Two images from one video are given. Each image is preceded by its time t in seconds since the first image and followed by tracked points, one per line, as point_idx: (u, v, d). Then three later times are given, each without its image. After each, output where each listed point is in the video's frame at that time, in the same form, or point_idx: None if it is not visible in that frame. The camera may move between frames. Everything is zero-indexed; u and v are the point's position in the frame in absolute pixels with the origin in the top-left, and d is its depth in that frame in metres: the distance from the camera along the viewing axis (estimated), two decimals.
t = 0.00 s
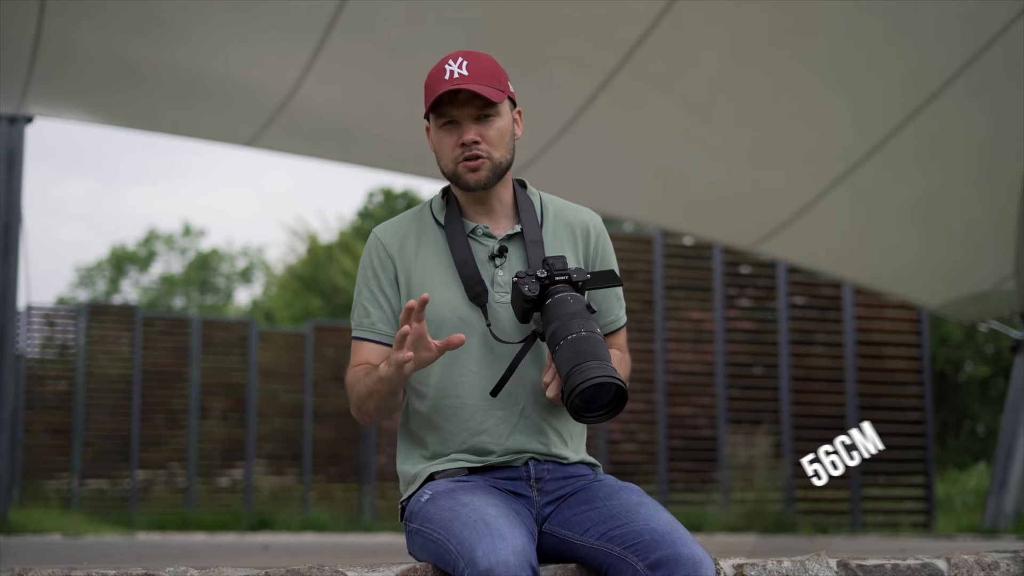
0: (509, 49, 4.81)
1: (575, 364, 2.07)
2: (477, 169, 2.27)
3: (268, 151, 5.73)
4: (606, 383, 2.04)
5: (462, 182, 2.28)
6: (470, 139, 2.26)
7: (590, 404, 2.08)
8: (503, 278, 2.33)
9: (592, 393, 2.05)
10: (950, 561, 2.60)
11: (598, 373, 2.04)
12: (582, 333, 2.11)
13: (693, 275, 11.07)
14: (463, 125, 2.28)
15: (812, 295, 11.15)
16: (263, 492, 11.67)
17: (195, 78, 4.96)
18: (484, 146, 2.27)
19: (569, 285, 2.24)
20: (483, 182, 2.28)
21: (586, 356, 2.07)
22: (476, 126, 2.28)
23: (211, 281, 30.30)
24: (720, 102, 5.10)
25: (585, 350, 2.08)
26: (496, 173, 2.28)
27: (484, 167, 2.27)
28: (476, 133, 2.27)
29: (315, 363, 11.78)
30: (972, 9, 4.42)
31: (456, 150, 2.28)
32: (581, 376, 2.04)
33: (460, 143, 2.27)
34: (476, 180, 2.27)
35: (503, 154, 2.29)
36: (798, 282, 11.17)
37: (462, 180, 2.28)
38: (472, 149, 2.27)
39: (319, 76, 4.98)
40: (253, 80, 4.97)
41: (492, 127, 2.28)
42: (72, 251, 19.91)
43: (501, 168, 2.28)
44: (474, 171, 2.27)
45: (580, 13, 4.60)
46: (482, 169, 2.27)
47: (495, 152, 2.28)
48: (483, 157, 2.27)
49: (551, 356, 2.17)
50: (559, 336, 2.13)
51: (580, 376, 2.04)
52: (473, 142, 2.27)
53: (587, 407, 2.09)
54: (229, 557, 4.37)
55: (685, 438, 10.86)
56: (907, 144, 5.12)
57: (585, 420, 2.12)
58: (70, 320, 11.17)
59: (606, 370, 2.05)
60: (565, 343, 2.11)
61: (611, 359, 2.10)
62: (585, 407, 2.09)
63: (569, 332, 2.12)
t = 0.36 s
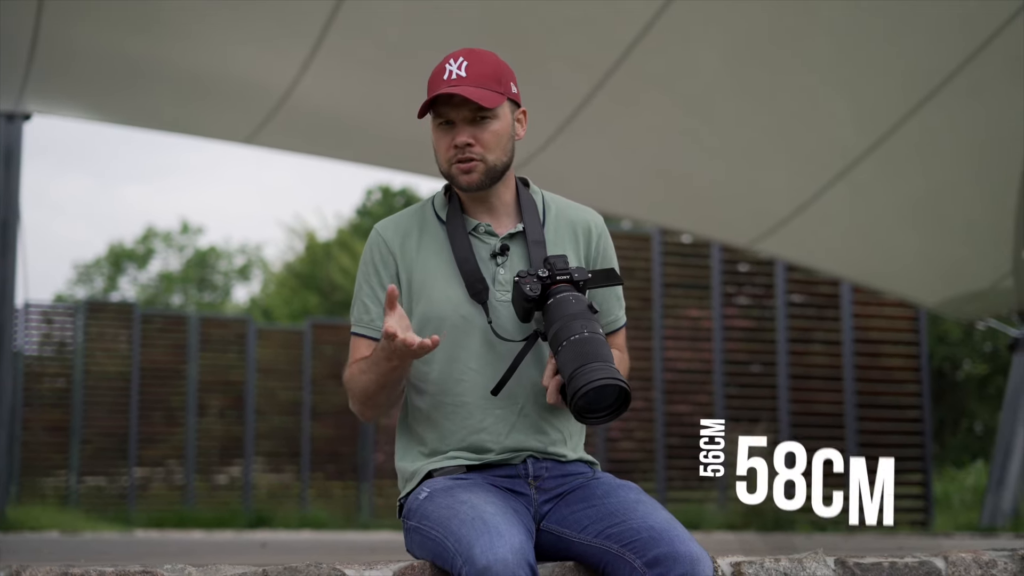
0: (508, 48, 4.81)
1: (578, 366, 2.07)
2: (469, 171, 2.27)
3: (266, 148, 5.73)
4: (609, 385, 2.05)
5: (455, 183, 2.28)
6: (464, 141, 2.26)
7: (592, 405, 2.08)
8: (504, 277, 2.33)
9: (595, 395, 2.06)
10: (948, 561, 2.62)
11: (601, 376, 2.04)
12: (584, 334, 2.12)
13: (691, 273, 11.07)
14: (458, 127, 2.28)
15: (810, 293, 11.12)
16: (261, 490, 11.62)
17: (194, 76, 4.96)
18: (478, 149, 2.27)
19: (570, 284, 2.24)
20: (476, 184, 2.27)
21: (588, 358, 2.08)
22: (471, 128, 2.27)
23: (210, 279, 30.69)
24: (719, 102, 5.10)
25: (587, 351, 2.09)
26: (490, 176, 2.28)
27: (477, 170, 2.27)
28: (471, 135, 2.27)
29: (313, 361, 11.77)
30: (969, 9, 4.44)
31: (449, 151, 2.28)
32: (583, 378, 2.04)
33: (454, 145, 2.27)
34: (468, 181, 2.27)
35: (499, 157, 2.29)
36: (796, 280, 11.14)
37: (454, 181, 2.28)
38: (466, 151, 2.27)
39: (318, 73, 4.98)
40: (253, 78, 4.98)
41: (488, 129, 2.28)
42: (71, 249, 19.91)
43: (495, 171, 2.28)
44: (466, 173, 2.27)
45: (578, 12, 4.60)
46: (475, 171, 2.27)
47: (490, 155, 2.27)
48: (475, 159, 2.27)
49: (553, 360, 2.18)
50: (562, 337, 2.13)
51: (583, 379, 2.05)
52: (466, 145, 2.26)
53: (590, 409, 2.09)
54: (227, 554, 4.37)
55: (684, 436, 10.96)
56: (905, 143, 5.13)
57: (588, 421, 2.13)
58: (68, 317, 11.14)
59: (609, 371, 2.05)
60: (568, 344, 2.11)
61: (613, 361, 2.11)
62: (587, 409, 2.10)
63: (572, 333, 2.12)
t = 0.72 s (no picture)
0: (508, 47, 4.81)
1: (573, 361, 2.07)
2: (473, 169, 2.26)
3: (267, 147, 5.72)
4: (602, 384, 2.05)
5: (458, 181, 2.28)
6: (468, 140, 2.26)
7: (584, 401, 2.09)
8: (505, 277, 2.33)
9: (588, 392, 2.06)
10: (949, 559, 2.63)
11: (596, 373, 2.05)
12: (585, 332, 2.12)
13: (691, 272, 11.06)
14: (463, 125, 2.28)
15: (810, 292, 11.12)
16: (261, 488, 11.63)
17: (194, 74, 4.96)
18: (482, 147, 2.27)
19: (579, 283, 2.25)
20: (479, 182, 2.27)
21: (586, 355, 2.08)
22: (477, 127, 2.27)
23: (210, 277, 30.62)
24: (719, 101, 5.10)
25: (586, 348, 2.09)
26: (492, 175, 2.28)
27: (480, 168, 2.26)
28: (476, 134, 2.26)
29: (313, 359, 11.82)
30: (968, 8, 4.45)
31: (454, 149, 2.27)
32: (578, 375, 2.05)
33: (459, 142, 2.27)
34: (470, 179, 2.27)
35: (503, 156, 2.29)
36: (796, 278, 11.14)
37: (456, 178, 2.27)
38: (470, 149, 2.27)
39: (318, 72, 4.98)
40: (253, 76, 4.97)
41: (493, 128, 2.27)
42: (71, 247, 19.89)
43: (499, 170, 2.28)
44: (469, 171, 2.27)
45: (578, 11, 4.60)
46: (479, 170, 2.26)
47: (494, 154, 2.27)
48: (479, 157, 2.26)
49: (553, 349, 2.16)
50: (562, 332, 2.13)
51: (576, 374, 2.05)
52: (471, 143, 2.26)
53: (581, 406, 2.09)
54: (226, 553, 4.36)
55: (684, 434, 10.95)
56: (902, 144, 5.14)
57: (580, 418, 2.12)
58: (68, 315, 11.12)
59: (604, 371, 2.05)
60: (567, 339, 2.11)
61: (611, 362, 2.11)
62: (578, 405, 2.10)
63: (573, 330, 2.12)
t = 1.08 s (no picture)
0: (508, 47, 4.81)
1: (586, 361, 2.08)
2: (479, 165, 2.26)
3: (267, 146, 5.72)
4: (617, 382, 2.05)
5: (463, 176, 2.28)
6: (475, 134, 2.26)
7: (600, 402, 2.08)
8: (506, 276, 2.33)
9: (603, 392, 2.06)
10: (950, 558, 2.65)
11: (609, 372, 2.05)
12: (596, 330, 2.12)
13: (691, 271, 11.07)
14: (469, 119, 2.28)
15: (809, 291, 11.10)
16: (261, 487, 11.63)
17: (194, 73, 4.96)
18: (489, 143, 2.27)
19: (583, 281, 2.24)
20: (483, 178, 2.27)
21: (597, 354, 2.08)
22: (483, 122, 2.27)
23: (210, 275, 30.38)
24: (719, 102, 5.11)
25: (597, 347, 2.09)
26: (498, 171, 2.28)
27: (486, 164, 2.27)
28: (482, 129, 2.27)
29: (313, 359, 11.86)
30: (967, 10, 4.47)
31: (460, 143, 2.27)
32: (592, 375, 2.04)
33: (465, 137, 2.27)
34: (476, 174, 2.27)
35: (509, 152, 2.29)
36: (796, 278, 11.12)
37: (461, 174, 2.28)
38: (477, 144, 2.27)
39: (318, 71, 4.97)
40: (253, 75, 4.97)
41: (499, 123, 2.28)
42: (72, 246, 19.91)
43: (504, 166, 2.28)
44: (475, 166, 2.27)
45: (578, 10, 4.60)
46: (484, 165, 2.27)
47: (500, 150, 2.27)
48: (485, 153, 2.26)
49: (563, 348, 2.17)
50: (572, 332, 2.14)
51: (591, 375, 2.05)
52: (478, 138, 2.26)
53: (598, 406, 2.09)
54: (226, 551, 4.37)
55: (683, 433, 10.91)
56: (901, 145, 5.15)
57: (595, 417, 2.12)
58: (68, 314, 11.14)
59: (618, 369, 2.06)
60: (578, 339, 2.11)
61: (622, 359, 2.11)
62: (594, 406, 2.10)
63: (583, 329, 2.13)
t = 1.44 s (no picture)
0: (509, 45, 4.80)
1: (588, 359, 2.08)
2: (488, 168, 2.27)
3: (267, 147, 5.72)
4: (620, 379, 2.05)
5: (472, 178, 2.28)
6: (485, 138, 2.26)
7: (602, 401, 2.08)
8: (506, 278, 2.33)
9: (605, 389, 2.06)
10: (950, 558, 2.67)
11: (611, 368, 2.04)
12: (595, 328, 2.12)
13: (691, 271, 11.06)
14: (477, 122, 2.27)
15: (810, 291, 11.13)
16: (262, 487, 11.70)
17: (194, 73, 4.95)
18: (497, 146, 2.27)
19: (582, 281, 2.24)
20: (492, 181, 2.28)
21: (598, 352, 2.08)
22: (491, 125, 2.27)
23: (210, 276, 30.35)
24: (720, 102, 5.11)
25: (597, 344, 2.09)
26: (505, 174, 2.28)
27: (495, 167, 2.27)
28: (491, 132, 2.26)
29: (313, 360, 11.79)
30: (968, 9, 4.47)
31: (468, 147, 2.27)
32: (594, 372, 2.05)
33: (474, 141, 2.27)
34: (485, 178, 2.27)
35: (516, 154, 2.30)
36: (796, 278, 11.16)
37: (470, 177, 2.28)
38: (486, 148, 2.27)
39: (319, 71, 4.97)
40: (254, 75, 4.97)
41: (506, 126, 2.28)
42: (72, 248, 19.91)
43: (512, 168, 2.29)
44: (484, 169, 2.27)
45: (580, 10, 4.59)
46: (493, 169, 2.27)
47: (508, 152, 2.28)
48: (495, 157, 2.27)
49: (563, 348, 2.18)
50: (572, 331, 2.14)
51: (593, 372, 2.05)
52: (487, 141, 2.26)
53: (601, 404, 2.09)
54: (226, 552, 4.37)
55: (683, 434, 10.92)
56: (902, 144, 5.15)
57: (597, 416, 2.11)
58: (68, 316, 11.08)
59: (620, 365, 2.05)
60: (579, 337, 2.12)
61: (624, 355, 2.11)
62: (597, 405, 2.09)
63: (583, 327, 2.13)
